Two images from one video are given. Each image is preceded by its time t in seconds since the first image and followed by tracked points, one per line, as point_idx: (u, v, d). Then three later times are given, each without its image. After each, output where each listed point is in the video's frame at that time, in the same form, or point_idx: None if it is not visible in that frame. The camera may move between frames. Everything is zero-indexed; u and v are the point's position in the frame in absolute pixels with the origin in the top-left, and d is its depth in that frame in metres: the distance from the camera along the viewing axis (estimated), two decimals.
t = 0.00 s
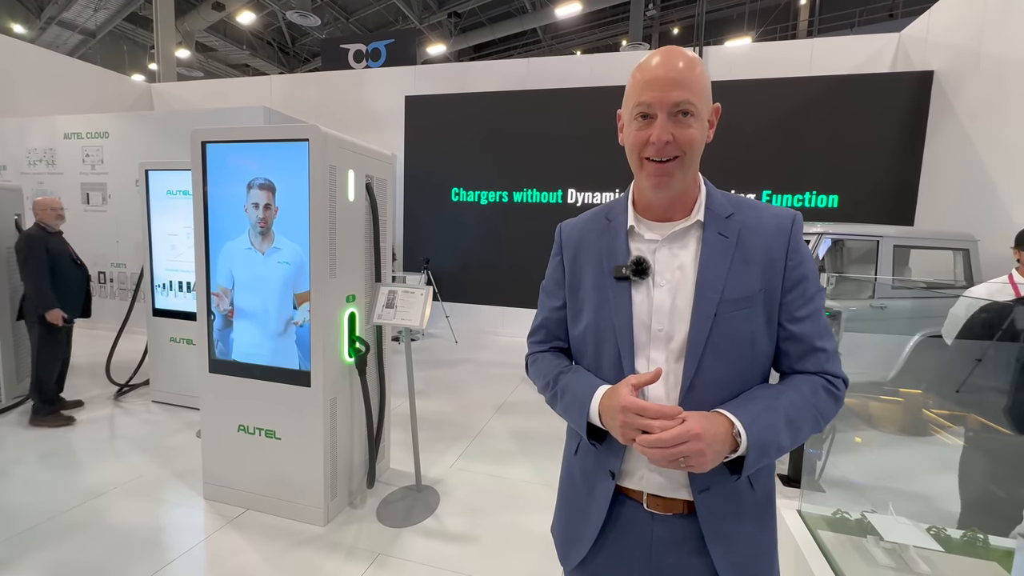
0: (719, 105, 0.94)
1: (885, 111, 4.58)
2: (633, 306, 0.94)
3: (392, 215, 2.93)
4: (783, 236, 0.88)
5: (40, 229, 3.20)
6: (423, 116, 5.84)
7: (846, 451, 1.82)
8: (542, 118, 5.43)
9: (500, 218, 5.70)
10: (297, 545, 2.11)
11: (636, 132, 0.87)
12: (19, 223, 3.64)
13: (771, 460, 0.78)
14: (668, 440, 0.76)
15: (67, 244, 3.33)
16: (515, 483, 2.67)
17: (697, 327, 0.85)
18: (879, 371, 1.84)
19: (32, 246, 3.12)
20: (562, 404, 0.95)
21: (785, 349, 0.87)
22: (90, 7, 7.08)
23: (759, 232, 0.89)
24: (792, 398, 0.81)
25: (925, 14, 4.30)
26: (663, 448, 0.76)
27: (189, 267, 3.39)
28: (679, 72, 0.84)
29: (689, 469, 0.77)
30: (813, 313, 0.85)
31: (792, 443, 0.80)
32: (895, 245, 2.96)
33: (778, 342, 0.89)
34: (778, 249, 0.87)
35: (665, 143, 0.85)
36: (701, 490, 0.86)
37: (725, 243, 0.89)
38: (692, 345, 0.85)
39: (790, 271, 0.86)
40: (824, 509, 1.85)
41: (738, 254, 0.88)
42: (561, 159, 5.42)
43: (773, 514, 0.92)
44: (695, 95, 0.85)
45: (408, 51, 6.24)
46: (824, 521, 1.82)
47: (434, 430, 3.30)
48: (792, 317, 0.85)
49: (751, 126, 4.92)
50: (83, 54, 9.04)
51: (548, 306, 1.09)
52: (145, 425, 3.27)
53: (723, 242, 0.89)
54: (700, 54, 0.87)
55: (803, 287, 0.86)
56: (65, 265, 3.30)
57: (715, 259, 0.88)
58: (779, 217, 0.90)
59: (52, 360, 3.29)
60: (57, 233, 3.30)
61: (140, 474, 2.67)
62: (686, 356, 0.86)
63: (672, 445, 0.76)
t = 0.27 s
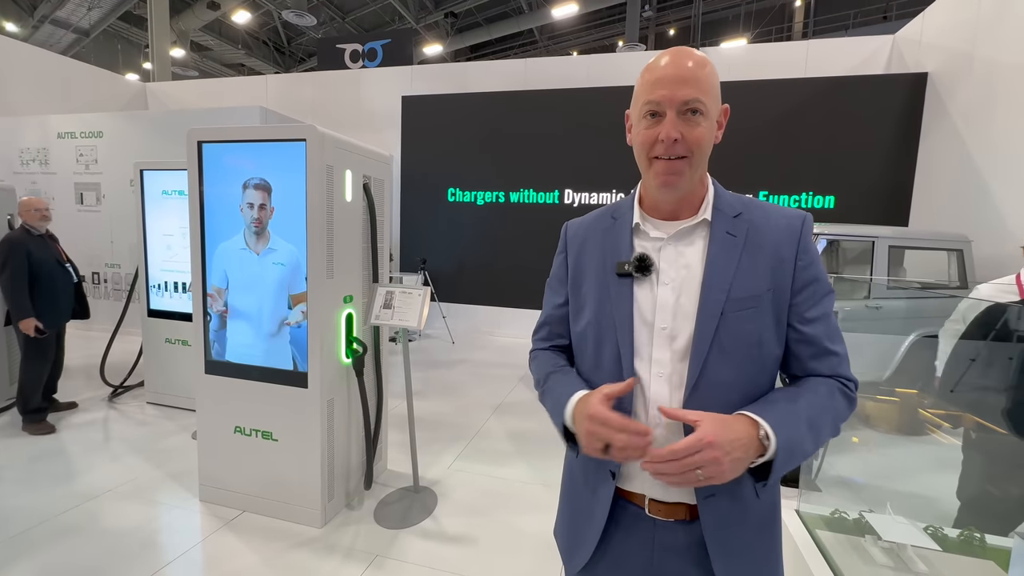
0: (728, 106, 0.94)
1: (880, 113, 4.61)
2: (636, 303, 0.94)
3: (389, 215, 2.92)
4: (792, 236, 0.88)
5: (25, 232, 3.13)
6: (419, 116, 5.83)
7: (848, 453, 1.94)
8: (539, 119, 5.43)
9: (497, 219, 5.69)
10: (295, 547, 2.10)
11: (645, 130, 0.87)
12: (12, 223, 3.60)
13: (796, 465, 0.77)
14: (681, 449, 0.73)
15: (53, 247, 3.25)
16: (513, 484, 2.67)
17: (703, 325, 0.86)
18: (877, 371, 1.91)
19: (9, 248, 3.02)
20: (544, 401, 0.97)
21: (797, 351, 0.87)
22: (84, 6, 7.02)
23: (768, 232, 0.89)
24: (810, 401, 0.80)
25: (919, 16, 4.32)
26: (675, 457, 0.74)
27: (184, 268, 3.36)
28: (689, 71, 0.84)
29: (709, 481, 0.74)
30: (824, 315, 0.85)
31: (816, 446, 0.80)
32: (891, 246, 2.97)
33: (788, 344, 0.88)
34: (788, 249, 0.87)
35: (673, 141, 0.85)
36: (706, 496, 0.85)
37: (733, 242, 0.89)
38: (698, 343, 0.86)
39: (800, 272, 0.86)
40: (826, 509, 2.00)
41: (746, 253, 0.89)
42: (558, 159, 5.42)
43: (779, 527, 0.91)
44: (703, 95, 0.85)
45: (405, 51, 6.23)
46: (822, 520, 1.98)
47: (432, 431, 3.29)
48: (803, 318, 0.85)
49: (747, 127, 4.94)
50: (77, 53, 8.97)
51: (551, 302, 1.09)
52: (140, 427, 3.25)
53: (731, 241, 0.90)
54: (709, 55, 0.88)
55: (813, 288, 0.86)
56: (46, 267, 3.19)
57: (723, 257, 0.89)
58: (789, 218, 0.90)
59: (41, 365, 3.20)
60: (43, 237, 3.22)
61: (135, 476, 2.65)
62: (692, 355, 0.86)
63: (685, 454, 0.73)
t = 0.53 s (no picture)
0: (748, 109, 0.93)
1: (874, 113, 4.63)
2: (641, 301, 0.94)
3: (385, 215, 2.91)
4: (806, 238, 0.88)
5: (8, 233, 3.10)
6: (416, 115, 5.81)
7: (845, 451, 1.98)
8: (535, 118, 5.43)
9: (494, 218, 5.69)
10: (291, 548, 2.09)
11: (657, 128, 0.88)
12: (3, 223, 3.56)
13: (816, 470, 0.77)
14: (696, 454, 0.72)
15: (37, 247, 3.21)
16: (510, 484, 2.67)
17: (711, 324, 0.86)
18: (870, 371, 1.94)
19: None
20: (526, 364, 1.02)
21: (807, 354, 0.86)
22: (76, 3, 6.96)
23: (781, 233, 0.89)
24: (825, 405, 0.80)
25: (913, 17, 4.35)
26: (690, 462, 0.73)
27: (179, 268, 3.34)
28: (707, 72, 0.84)
29: (726, 487, 0.73)
30: (836, 319, 0.85)
31: (832, 450, 0.80)
32: (885, 245, 2.99)
33: (798, 347, 0.88)
34: (800, 251, 0.87)
35: (683, 143, 0.85)
36: (710, 502, 0.86)
37: (744, 242, 0.90)
38: (706, 343, 0.86)
39: (812, 274, 0.86)
40: (823, 508, 1.98)
41: (758, 253, 0.89)
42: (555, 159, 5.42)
43: (784, 540, 0.91)
44: (721, 96, 0.84)
45: (401, 50, 6.21)
46: (820, 519, 1.94)
47: (429, 431, 3.28)
48: (814, 322, 0.85)
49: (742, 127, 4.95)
50: (69, 51, 8.90)
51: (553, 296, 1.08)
52: (134, 428, 3.22)
53: (742, 241, 0.90)
54: (732, 54, 0.86)
55: (825, 291, 0.86)
56: (28, 268, 3.15)
57: (733, 257, 0.89)
58: (802, 220, 0.90)
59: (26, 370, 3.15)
60: (27, 237, 3.19)
61: (130, 477, 2.63)
62: (699, 355, 0.86)
63: (701, 459, 0.73)
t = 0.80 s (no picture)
0: (764, 108, 0.92)
1: (870, 114, 4.66)
2: (648, 300, 0.94)
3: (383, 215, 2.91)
4: (817, 242, 0.88)
5: None
6: (413, 115, 5.80)
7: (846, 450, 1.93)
8: (533, 118, 5.43)
9: (491, 218, 5.69)
10: (289, 548, 2.08)
11: (671, 127, 0.88)
12: None
13: (812, 474, 0.77)
14: (685, 447, 0.73)
15: (25, 248, 3.05)
16: (509, 484, 2.67)
17: (721, 324, 0.86)
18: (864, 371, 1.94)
19: None
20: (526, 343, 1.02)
21: (815, 359, 0.87)
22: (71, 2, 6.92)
23: (792, 236, 0.89)
24: (827, 410, 0.81)
25: (909, 18, 4.37)
26: (679, 455, 0.73)
27: (175, 267, 3.32)
28: (724, 69, 0.83)
29: (715, 482, 0.74)
30: (844, 325, 0.85)
31: (831, 456, 0.80)
32: (880, 245, 3.01)
33: (805, 352, 0.88)
34: (812, 254, 0.87)
35: (697, 144, 0.85)
36: (712, 505, 0.86)
37: (755, 243, 0.90)
38: (715, 344, 0.85)
39: (823, 279, 0.86)
40: (820, 507, 1.89)
41: (769, 255, 0.89)
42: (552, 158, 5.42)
43: (790, 550, 0.91)
44: (738, 96, 0.84)
45: (397, 49, 6.19)
46: (817, 518, 1.83)
47: (427, 431, 3.28)
48: (823, 326, 0.85)
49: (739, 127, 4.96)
50: (63, 50, 8.84)
51: (556, 291, 1.07)
52: (130, 429, 3.21)
53: (753, 242, 0.90)
54: (751, 52, 0.85)
55: (834, 296, 0.86)
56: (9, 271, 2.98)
57: (744, 258, 0.89)
58: (812, 224, 0.91)
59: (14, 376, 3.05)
60: (16, 237, 3.03)
61: (126, 478, 2.61)
62: (708, 356, 0.86)
63: (689, 453, 0.73)
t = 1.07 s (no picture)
0: (768, 105, 0.92)
1: (867, 115, 4.68)
2: (655, 304, 0.95)
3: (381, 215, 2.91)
4: (828, 241, 0.88)
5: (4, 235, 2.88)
6: (411, 115, 5.79)
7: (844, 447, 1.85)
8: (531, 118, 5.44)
9: (490, 219, 5.69)
10: (288, 550, 2.08)
11: (672, 128, 0.88)
12: None
13: (826, 478, 0.77)
14: (698, 451, 0.72)
15: (33, 252, 2.95)
16: (508, 484, 2.67)
17: (731, 328, 0.86)
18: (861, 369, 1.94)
19: None
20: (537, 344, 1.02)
21: (826, 362, 0.86)
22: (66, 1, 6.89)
23: (802, 236, 0.89)
24: (842, 414, 0.80)
25: (905, 19, 4.39)
26: (693, 459, 0.73)
27: (172, 268, 3.31)
28: (725, 69, 0.83)
29: (727, 487, 0.73)
30: (856, 327, 0.85)
31: (845, 460, 0.80)
32: (877, 245, 3.02)
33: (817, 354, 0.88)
34: (822, 254, 0.87)
35: (700, 145, 0.85)
36: (724, 513, 0.87)
37: (764, 244, 0.90)
38: (726, 347, 0.86)
39: (835, 279, 0.86)
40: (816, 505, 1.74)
41: (778, 255, 0.89)
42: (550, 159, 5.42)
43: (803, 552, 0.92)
44: (740, 95, 0.84)
45: (395, 49, 6.18)
46: (815, 517, 1.67)
47: (426, 432, 3.28)
48: (834, 328, 0.85)
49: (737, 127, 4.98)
50: (59, 49, 8.80)
51: (563, 296, 1.08)
52: (127, 430, 3.19)
53: (762, 243, 0.90)
54: (752, 48, 0.85)
55: (847, 297, 0.86)
56: (13, 275, 2.88)
57: (753, 259, 0.89)
58: (823, 223, 0.90)
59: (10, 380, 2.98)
60: (25, 240, 2.94)
61: (123, 480, 2.61)
62: (718, 361, 0.86)
63: (703, 456, 0.72)
